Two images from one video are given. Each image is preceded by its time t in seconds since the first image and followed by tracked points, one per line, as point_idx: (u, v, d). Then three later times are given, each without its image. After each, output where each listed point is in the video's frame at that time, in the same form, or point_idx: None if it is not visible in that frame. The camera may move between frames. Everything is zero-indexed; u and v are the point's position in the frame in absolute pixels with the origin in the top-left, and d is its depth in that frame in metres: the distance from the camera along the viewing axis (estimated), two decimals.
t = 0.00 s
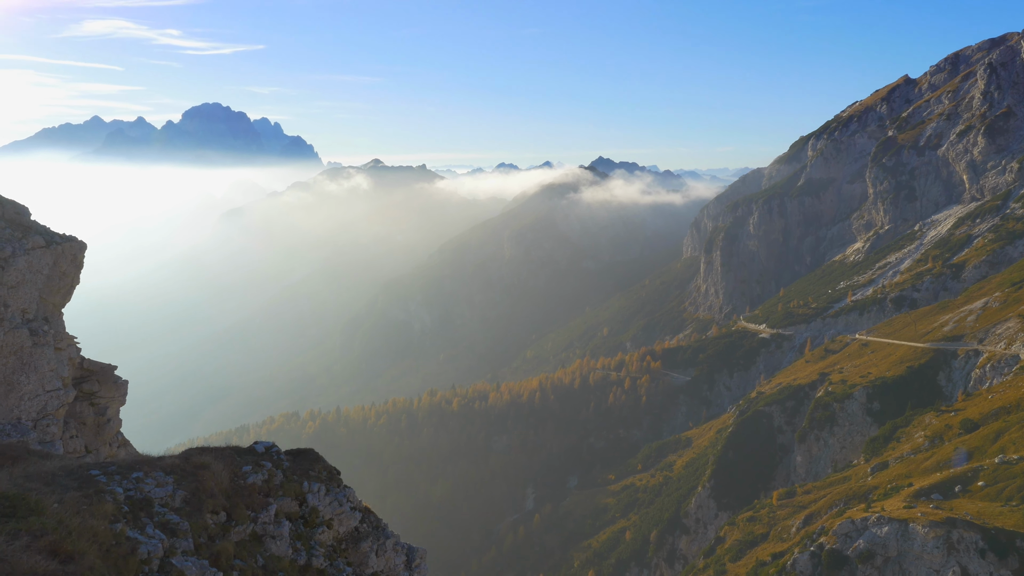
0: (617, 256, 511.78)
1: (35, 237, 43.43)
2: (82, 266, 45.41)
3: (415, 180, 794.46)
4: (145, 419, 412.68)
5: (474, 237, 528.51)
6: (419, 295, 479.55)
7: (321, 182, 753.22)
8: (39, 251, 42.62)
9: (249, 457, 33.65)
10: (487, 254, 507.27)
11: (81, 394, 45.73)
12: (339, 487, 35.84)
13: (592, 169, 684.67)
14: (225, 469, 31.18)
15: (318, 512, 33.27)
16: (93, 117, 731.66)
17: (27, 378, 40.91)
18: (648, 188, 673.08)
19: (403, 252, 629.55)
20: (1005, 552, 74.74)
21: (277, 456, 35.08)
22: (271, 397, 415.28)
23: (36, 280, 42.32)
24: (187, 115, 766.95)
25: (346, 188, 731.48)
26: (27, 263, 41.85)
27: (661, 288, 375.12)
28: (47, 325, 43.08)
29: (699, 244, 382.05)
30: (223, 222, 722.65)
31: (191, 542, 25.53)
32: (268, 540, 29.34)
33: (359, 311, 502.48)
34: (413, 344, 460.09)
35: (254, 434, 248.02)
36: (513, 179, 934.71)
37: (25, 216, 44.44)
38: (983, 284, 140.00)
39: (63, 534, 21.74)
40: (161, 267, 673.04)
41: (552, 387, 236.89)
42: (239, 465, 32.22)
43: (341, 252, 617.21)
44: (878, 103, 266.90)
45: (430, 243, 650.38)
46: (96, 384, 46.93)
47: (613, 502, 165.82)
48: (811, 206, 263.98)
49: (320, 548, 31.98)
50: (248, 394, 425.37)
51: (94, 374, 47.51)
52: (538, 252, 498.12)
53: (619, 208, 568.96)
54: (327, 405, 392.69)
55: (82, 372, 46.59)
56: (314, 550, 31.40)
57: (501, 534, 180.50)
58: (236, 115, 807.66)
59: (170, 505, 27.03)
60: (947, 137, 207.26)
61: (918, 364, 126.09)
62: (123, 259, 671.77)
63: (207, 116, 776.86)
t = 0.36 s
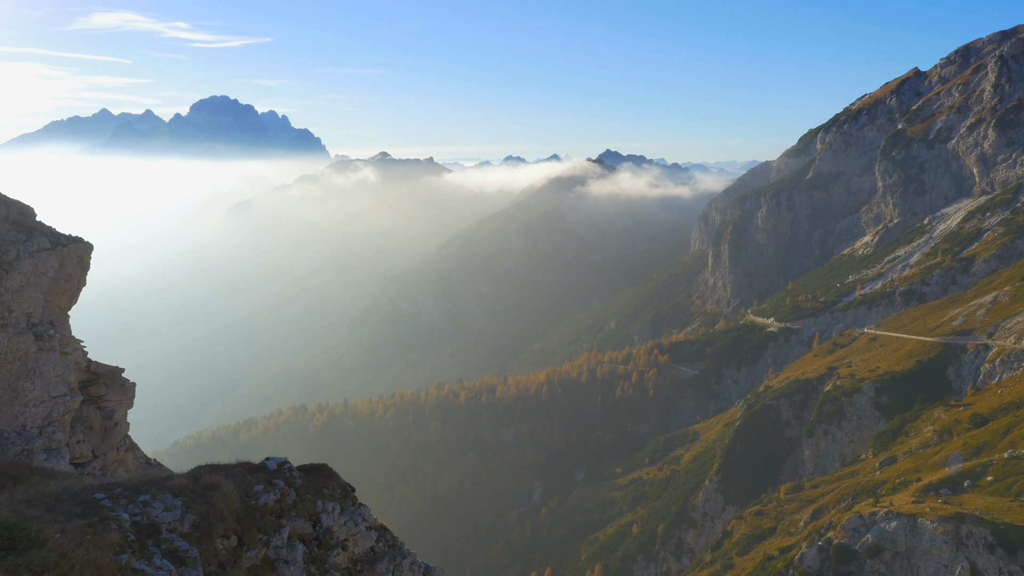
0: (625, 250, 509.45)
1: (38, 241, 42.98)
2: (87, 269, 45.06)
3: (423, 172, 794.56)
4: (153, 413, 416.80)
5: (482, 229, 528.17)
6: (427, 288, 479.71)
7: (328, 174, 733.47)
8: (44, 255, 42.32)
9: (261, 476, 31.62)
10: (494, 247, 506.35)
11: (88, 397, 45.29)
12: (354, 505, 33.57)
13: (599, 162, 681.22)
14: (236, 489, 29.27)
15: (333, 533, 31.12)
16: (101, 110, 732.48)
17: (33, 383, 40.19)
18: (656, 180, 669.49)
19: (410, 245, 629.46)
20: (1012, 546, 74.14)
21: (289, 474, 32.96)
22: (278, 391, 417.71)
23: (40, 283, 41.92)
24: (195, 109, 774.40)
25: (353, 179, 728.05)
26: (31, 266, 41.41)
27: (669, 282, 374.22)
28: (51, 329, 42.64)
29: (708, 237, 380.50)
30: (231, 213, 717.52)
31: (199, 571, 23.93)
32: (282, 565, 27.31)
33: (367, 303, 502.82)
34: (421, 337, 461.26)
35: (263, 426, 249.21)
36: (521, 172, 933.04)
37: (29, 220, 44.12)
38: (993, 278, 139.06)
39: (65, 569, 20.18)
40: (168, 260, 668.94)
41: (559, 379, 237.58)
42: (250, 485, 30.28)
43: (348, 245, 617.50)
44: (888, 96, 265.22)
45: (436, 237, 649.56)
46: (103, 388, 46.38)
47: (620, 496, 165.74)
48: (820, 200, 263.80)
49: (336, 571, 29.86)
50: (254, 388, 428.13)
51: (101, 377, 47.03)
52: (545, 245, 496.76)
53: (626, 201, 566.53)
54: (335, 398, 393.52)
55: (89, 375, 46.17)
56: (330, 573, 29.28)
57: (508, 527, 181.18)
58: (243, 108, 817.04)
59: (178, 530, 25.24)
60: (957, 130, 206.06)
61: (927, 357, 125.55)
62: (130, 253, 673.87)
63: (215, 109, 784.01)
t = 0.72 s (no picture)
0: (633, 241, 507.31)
1: (46, 237, 39.94)
2: (97, 268, 42.07)
3: (432, 160, 791.75)
4: (161, 402, 420.97)
5: (490, 220, 527.08)
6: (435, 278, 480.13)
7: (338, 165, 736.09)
8: (52, 254, 39.40)
9: (275, 493, 31.04)
10: (503, 237, 505.11)
11: (96, 399, 42.88)
12: (372, 523, 33.10)
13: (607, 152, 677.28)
14: (249, 509, 28.68)
15: (350, 553, 30.58)
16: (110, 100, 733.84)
17: (39, 388, 37.75)
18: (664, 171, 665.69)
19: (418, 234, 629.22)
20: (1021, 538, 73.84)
21: (304, 490, 32.28)
22: (285, 382, 419.37)
23: (48, 283, 39.00)
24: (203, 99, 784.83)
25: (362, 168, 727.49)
26: (39, 266, 38.39)
27: (677, 272, 373.03)
28: (59, 332, 39.99)
29: (716, 227, 379.08)
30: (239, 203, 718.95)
31: None
32: None
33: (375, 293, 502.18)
34: (428, 327, 462.15)
35: (272, 415, 249.04)
36: (530, 162, 930.15)
37: (35, 217, 40.93)
38: (1004, 269, 137.82)
39: None
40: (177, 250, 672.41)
41: (567, 369, 237.46)
42: (264, 504, 29.71)
43: (356, 235, 617.43)
44: (899, 86, 263.25)
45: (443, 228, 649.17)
46: (111, 388, 43.92)
47: (628, 486, 165.83)
48: (830, 190, 262.58)
49: None
50: (262, 378, 430.96)
51: (109, 377, 44.56)
52: (553, 236, 495.02)
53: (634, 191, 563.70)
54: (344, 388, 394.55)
55: (96, 376, 43.58)
56: None
57: (516, 517, 182.16)
58: (250, 99, 833.60)
59: (189, 556, 24.66)
60: (968, 120, 204.62)
61: (937, 349, 124.95)
62: (139, 242, 677.85)
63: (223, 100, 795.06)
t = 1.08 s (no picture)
0: (641, 228, 505.38)
1: (52, 233, 39.34)
2: (104, 264, 41.84)
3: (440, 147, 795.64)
4: (172, 387, 425.92)
5: (499, 207, 525.35)
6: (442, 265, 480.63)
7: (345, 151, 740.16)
8: (59, 250, 39.02)
9: (290, 509, 30.65)
10: (511, 224, 504.49)
11: (105, 397, 43.50)
12: (389, 538, 32.78)
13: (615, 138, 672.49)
14: (263, 527, 28.04)
15: (367, 571, 29.99)
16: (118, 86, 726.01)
17: (47, 389, 37.37)
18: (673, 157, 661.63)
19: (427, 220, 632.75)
20: None
21: (320, 504, 31.91)
22: (292, 369, 421.79)
23: (54, 281, 38.48)
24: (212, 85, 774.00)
25: (371, 155, 731.43)
26: (45, 264, 37.76)
27: (686, 259, 372.11)
28: (67, 330, 39.55)
29: (725, 214, 377.25)
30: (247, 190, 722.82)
31: None
32: None
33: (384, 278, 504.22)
34: (437, 312, 464.20)
35: (281, 400, 248.15)
36: (538, 148, 928.58)
37: (39, 211, 40.34)
38: (1016, 257, 136.39)
39: None
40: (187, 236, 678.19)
41: (576, 356, 237.52)
42: (278, 522, 29.08)
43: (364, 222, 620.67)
44: (909, 72, 261.07)
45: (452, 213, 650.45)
46: (120, 385, 44.54)
47: (636, 473, 166.30)
48: (841, 176, 260.55)
49: None
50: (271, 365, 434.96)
51: (118, 374, 45.19)
52: (562, 222, 493.20)
53: (643, 176, 560.59)
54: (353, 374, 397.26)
55: (106, 373, 44.24)
56: None
57: (524, 503, 183.66)
58: (259, 84, 815.04)
59: None
60: (981, 107, 202.75)
61: (947, 337, 124.35)
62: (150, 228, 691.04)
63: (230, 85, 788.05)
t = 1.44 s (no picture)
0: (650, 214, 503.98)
1: (57, 230, 40.10)
2: (109, 258, 43.08)
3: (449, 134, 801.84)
4: (181, 371, 429.98)
5: (506, 193, 524.47)
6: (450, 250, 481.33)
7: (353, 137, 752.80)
8: (65, 246, 39.75)
9: (306, 526, 28.34)
10: (519, 210, 504.29)
11: (114, 394, 44.78)
12: (409, 557, 30.15)
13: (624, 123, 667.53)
14: (277, 548, 25.67)
15: None
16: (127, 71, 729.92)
17: (54, 390, 37.77)
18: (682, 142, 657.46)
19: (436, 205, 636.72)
20: None
21: (337, 520, 29.82)
22: (299, 354, 424.03)
23: (61, 277, 39.20)
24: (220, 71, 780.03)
25: (378, 142, 739.55)
26: (50, 262, 38.44)
27: (695, 245, 371.09)
28: (73, 328, 40.20)
29: (735, 200, 375.91)
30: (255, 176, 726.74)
31: None
32: None
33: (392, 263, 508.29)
34: (445, 297, 465.84)
35: (289, 386, 247.97)
36: (547, 133, 926.01)
37: (46, 209, 41.35)
38: None
39: None
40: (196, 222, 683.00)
41: (584, 343, 237.68)
42: (295, 541, 26.76)
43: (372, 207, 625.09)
44: (921, 56, 258.82)
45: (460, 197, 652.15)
46: (129, 382, 45.84)
47: (644, 459, 166.83)
48: (850, 162, 259.19)
49: None
50: (279, 349, 438.28)
51: (127, 372, 46.35)
52: (570, 208, 493.08)
53: (652, 161, 557.39)
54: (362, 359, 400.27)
55: (114, 370, 45.32)
56: None
57: (532, 488, 185.05)
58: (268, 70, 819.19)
59: None
60: (993, 92, 200.66)
61: (957, 324, 123.62)
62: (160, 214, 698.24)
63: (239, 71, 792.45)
